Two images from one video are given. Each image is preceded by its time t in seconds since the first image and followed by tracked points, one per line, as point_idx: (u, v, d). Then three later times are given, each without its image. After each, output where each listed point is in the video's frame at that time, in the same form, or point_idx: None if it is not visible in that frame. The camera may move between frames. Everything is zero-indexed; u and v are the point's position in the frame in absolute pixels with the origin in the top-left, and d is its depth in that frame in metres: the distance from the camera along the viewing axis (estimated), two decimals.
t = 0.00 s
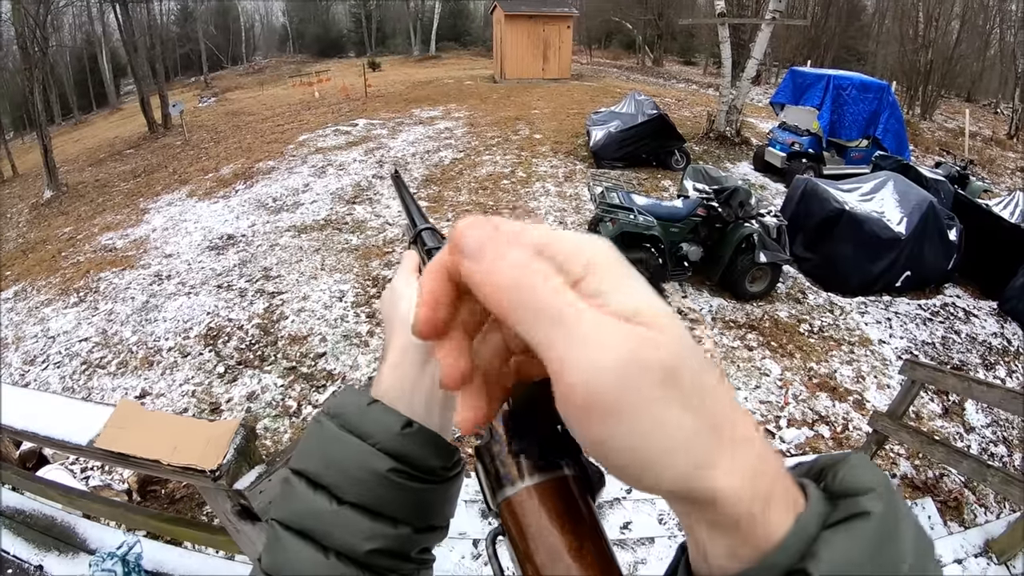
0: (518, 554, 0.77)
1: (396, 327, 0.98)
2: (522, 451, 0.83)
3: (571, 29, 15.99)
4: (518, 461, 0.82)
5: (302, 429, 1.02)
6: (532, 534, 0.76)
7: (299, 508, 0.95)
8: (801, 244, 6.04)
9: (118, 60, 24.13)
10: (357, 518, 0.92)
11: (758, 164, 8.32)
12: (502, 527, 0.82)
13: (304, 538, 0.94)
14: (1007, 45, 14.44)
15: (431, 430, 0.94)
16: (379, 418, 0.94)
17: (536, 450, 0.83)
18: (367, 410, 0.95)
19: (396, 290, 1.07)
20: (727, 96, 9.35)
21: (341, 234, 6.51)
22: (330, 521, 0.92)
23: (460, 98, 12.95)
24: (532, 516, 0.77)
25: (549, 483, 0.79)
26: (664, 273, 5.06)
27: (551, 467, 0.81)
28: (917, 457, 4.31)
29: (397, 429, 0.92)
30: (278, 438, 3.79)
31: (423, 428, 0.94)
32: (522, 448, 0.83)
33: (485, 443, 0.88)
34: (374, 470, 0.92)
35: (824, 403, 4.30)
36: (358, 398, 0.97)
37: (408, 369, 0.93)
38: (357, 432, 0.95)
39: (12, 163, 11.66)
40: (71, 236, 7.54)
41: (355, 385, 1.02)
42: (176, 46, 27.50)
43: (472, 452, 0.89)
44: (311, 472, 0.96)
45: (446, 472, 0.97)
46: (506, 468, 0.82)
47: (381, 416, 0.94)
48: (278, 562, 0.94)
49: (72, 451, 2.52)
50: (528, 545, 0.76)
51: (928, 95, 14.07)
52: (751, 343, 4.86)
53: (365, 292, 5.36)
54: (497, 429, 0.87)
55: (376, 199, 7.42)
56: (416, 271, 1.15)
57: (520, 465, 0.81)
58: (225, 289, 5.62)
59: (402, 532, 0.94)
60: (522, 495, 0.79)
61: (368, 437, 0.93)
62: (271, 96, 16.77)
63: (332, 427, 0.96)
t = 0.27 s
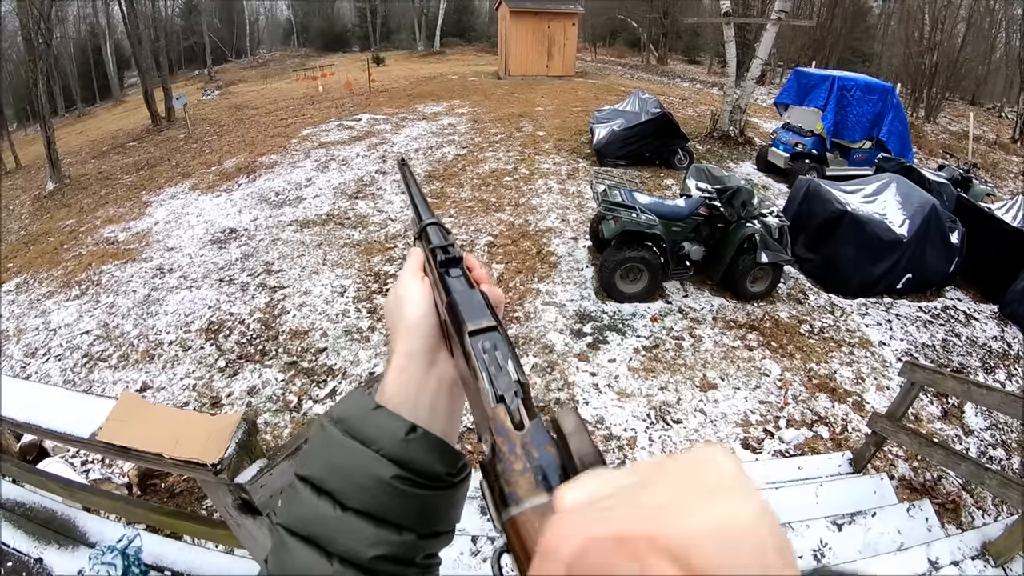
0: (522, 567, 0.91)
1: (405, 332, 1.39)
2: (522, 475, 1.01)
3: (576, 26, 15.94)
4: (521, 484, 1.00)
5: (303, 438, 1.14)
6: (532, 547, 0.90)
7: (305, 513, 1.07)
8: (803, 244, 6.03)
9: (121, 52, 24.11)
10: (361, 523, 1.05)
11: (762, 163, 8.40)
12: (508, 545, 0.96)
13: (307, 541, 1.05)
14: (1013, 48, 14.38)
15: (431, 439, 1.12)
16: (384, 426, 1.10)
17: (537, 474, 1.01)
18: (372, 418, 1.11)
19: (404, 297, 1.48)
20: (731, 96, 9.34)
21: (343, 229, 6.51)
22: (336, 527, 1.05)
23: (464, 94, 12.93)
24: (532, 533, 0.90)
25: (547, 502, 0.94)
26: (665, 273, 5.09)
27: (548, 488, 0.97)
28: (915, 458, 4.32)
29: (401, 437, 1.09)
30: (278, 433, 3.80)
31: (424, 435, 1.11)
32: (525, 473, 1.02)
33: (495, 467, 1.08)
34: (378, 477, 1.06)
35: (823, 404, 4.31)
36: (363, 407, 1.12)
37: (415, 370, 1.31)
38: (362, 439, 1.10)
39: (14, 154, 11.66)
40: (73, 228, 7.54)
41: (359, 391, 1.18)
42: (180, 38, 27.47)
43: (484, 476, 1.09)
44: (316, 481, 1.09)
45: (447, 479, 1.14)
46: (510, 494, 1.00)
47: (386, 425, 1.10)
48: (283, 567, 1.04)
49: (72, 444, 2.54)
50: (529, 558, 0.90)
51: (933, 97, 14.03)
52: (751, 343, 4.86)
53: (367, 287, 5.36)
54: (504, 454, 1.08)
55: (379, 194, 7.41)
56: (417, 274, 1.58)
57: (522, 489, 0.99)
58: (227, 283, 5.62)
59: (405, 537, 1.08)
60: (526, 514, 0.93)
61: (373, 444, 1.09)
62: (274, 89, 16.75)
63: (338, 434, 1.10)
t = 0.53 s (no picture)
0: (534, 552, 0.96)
1: (420, 337, 1.44)
2: (537, 462, 1.02)
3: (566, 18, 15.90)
4: (535, 470, 1.01)
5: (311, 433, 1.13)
6: (546, 536, 0.94)
7: (309, 508, 1.06)
8: (792, 235, 6.07)
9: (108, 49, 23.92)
10: (367, 522, 1.04)
11: (751, 155, 8.51)
12: (519, 527, 1.00)
13: (311, 535, 1.05)
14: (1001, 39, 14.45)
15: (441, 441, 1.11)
16: (394, 427, 1.10)
17: (552, 461, 1.01)
18: (383, 418, 1.11)
19: (421, 300, 1.56)
20: (720, 87, 9.36)
21: (333, 222, 6.49)
22: (340, 523, 1.04)
23: (453, 87, 12.89)
24: (546, 520, 0.95)
25: (562, 493, 0.97)
26: (655, 263, 5.12)
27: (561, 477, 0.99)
28: (906, 446, 4.35)
29: (412, 439, 1.08)
30: (271, 427, 3.79)
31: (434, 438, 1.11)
32: (540, 460, 1.02)
33: (508, 451, 1.07)
34: (386, 477, 1.05)
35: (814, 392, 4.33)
36: (374, 405, 1.12)
37: (427, 375, 1.36)
38: (371, 437, 1.09)
39: None
40: (61, 225, 7.48)
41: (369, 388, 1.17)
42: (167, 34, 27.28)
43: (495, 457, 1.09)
44: (321, 476, 1.08)
45: (455, 482, 1.13)
46: (525, 478, 1.01)
47: (396, 426, 1.10)
48: (285, 558, 1.04)
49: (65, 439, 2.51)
50: (543, 544, 0.94)
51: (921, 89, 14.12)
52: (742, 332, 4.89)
53: (357, 280, 5.35)
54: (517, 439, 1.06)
55: (369, 187, 7.40)
56: (437, 279, 1.64)
57: (537, 475, 1.00)
58: (217, 278, 5.60)
59: (410, 538, 1.07)
60: (540, 501, 0.97)
61: (382, 444, 1.08)
62: (263, 84, 16.64)
63: (345, 432, 1.09)
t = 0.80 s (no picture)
0: (533, 551, 0.98)
1: (409, 327, 1.45)
2: (538, 462, 1.03)
3: None
4: (536, 470, 1.02)
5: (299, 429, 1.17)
6: (547, 536, 0.96)
7: (297, 504, 1.12)
8: (782, 213, 6.07)
9: (88, 41, 23.59)
10: (354, 519, 1.10)
11: (740, 133, 8.50)
12: (519, 528, 1.02)
13: (300, 531, 1.11)
14: (989, 15, 14.41)
15: (428, 440, 1.16)
16: (382, 426, 1.14)
17: (551, 460, 1.03)
18: (371, 416, 1.14)
19: (408, 287, 1.52)
20: (708, 65, 9.31)
21: (321, 210, 6.44)
22: (328, 521, 1.10)
23: (439, 71, 12.77)
24: (547, 521, 0.97)
25: (562, 492, 0.99)
26: (645, 243, 5.08)
27: (560, 476, 1.01)
28: (898, 423, 4.39)
29: (400, 437, 1.13)
30: (263, 418, 3.78)
31: (422, 437, 1.15)
32: (540, 460, 1.04)
33: (508, 451, 1.08)
34: (374, 475, 1.10)
35: (806, 370, 4.36)
36: (362, 404, 1.16)
37: (416, 367, 1.40)
38: (359, 435, 1.13)
39: None
40: (47, 223, 7.40)
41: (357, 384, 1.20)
42: (147, 25, 26.88)
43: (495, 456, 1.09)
44: (310, 472, 1.13)
45: (443, 481, 1.18)
46: (524, 479, 1.02)
47: (385, 425, 1.14)
48: (274, 552, 1.10)
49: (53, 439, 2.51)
50: (543, 544, 0.97)
51: (909, 66, 14.11)
52: (733, 311, 4.90)
53: (346, 267, 5.32)
54: (517, 439, 1.07)
55: (355, 173, 7.34)
56: (423, 265, 1.60)
57: (538, 475, 1.02)
58: (205, 270, 5.55)
59: (396, 535, 1.13)
60: (541, 501, 0.99)
61: (370, 442, 1.13)
62: (246, 72, 16.42)
63: (334, 428, 1.14)
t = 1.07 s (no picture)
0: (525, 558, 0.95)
1: (418, 346, 1.47)
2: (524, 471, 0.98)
3: (552, 7, 15.80)
4: (522, 479, 0.97)
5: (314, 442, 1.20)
6: (537, 544, 0.94)
7: (312, 513, 1.14)
8: (786, 217, 6.08)
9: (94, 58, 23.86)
10: (367, 528, 1.10)
11: (742, 137, 8.51)
12: (512, 530, 0.99)
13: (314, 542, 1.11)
14: (989, 15, 14.42)
15: (438, 450, 1.17)
16: (393, 436, 1.16)
17: (538, 468, 0.99)
18: (382, 427, 1.17)
19: (417, 309, 1.56)
20: (709, 70, 9.33)
21: (325, 222, 6.47)
22: (341, 529, 1.11)
23: (442, 80, 12.85)
24: (537, 529, 0.95)
25: (550, 500, 0.96)
26: (649, 250, 5.15)
27: (547, 484, 0.97)
28: (907, 426, 4.36)
29: (411, 447, 1.15)
30: (270, 430, 3.78)
31: (433, 446, 1.17)
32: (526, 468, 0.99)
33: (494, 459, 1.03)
34: (385, 484, 1.11)
35: (813, 374, 4.34)
36: (374, 415, 1.18)
37: (426, 383, 1.41)
38: (371, 446, 1.15)
39: None
40: (54, 238, 7.44)
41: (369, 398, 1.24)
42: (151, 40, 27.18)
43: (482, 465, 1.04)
44: (325, 483, 1.15)
45: (452, 490, 1.17)
46: (513, 486, 0.97)
47: (395, 435, 1.16)
48: (291, 561, 1.12)
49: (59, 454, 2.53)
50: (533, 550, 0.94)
51: (911, 67, 14.10)
52: (739, 316, 4.88)
53: (351, 279, 5.33)
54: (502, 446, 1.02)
55: (359, 184, 7.37)
56: (431, 287, 1.63)
57: (524, 484, 0.97)
58: (211, 283, 5.58)
59: (409, 544, 1.12)
60: (529, 510, 0.96)
61: (381, 452, 1.14)
62: (250, 85, 16.58)
63: (347, 440, 1.16)
